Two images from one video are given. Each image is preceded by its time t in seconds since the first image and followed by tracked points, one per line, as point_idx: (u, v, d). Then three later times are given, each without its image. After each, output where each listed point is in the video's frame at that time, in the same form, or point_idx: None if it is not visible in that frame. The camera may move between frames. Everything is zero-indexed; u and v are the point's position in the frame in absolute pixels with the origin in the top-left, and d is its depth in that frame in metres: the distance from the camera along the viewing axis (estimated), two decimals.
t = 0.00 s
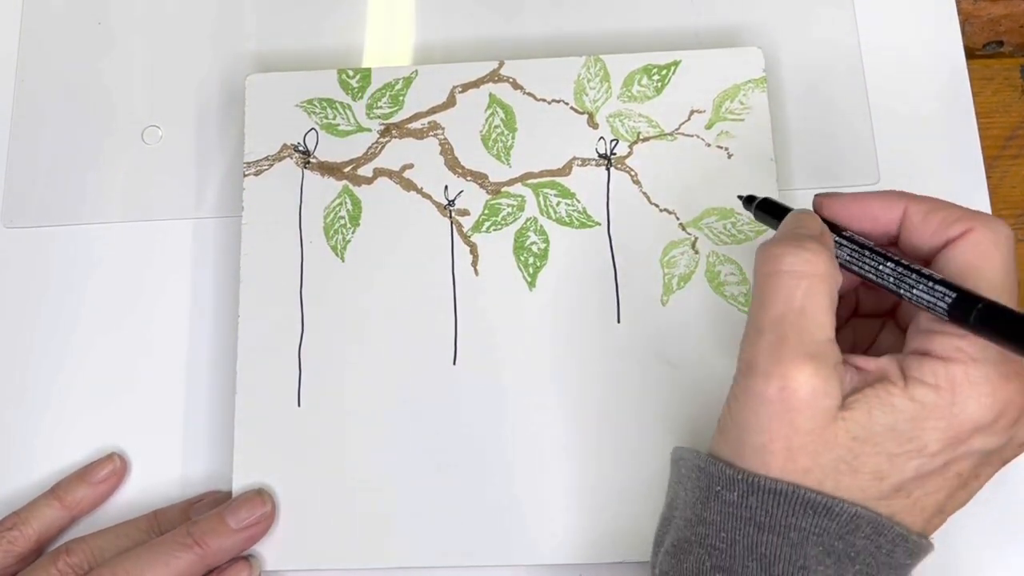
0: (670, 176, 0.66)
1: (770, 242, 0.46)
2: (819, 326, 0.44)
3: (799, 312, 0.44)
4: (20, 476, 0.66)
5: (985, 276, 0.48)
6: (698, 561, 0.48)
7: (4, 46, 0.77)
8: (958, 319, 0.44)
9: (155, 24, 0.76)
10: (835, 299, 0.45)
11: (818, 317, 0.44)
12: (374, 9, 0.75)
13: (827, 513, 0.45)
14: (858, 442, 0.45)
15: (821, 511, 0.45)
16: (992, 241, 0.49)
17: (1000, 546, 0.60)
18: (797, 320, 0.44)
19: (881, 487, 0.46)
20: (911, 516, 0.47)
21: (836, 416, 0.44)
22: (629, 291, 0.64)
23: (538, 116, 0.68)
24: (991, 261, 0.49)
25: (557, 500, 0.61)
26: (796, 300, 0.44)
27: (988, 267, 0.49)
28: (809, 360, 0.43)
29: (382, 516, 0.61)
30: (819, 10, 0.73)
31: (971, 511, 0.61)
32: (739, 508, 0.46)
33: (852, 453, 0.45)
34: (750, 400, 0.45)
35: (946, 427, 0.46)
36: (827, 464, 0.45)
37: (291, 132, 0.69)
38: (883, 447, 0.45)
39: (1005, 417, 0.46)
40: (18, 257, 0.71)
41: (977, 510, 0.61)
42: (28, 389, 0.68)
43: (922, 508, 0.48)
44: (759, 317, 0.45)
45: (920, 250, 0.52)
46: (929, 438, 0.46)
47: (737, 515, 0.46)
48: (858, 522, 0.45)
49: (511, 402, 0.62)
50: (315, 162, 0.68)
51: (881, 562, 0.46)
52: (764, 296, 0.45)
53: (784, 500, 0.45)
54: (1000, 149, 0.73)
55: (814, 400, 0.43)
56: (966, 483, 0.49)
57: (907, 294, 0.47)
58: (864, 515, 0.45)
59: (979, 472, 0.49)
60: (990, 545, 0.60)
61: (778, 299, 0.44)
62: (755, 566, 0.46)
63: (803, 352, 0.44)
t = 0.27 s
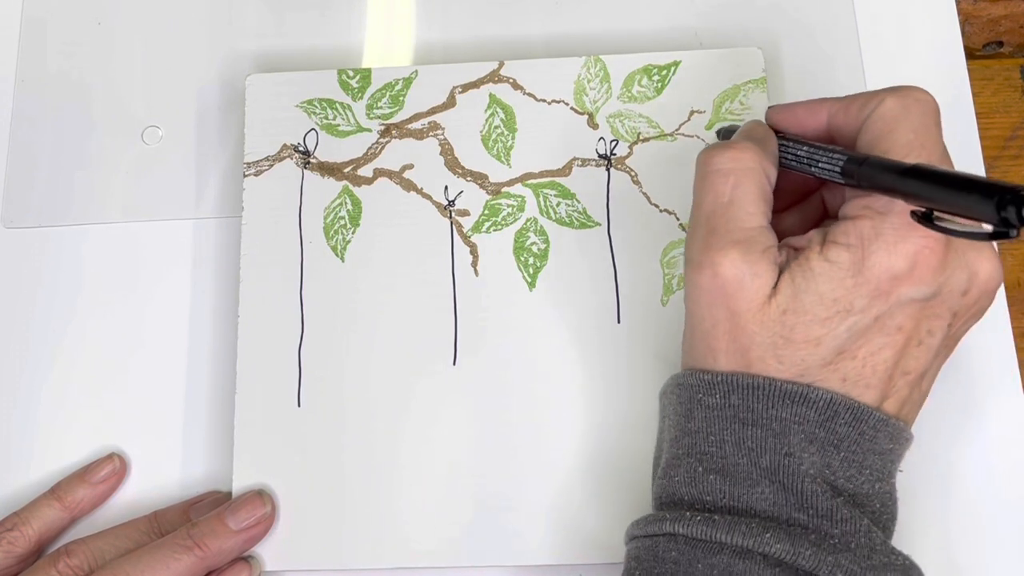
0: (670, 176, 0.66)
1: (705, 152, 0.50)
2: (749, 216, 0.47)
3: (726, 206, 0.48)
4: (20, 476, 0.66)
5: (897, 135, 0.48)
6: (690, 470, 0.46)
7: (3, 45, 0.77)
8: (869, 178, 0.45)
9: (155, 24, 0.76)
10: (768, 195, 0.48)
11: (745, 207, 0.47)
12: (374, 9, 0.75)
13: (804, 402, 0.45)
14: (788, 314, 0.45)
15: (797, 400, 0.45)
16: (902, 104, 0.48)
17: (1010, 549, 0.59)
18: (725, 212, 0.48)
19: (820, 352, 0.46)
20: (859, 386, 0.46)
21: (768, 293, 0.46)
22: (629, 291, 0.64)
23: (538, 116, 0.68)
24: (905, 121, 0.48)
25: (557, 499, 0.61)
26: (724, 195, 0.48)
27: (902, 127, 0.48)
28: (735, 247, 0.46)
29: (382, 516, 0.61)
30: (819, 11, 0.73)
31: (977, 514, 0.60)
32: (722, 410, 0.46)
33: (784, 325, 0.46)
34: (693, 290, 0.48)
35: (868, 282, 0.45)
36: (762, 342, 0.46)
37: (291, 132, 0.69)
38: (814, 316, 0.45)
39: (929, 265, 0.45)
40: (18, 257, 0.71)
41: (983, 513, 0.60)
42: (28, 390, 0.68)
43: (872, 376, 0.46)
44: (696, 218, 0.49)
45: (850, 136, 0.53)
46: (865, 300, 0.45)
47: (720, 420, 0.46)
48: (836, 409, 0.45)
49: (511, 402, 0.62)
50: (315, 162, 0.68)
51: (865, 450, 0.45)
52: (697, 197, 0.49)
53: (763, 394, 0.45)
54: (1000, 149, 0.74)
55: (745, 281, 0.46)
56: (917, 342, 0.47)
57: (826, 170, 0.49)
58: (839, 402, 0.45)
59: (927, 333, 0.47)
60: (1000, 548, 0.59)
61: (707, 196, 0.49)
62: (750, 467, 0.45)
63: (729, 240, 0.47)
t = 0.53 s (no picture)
0: (670, 176, 0.66)
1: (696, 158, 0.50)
2: (739, 224, 0.47)
3: (717, 215, 0.48)
4: (20, 476, 0.66)
5: (885, 142, 0.48)
6: (688, 475, 0.46)
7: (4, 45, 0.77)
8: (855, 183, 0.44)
9: (155, 24, 0.76)
10: (758, 203, 0.48)
11: (736, 216, 0.47)
12: (374, 9, 0.75)
13: (801, 408, 0.45)
14: (777, 323, 0.45)
15: (794, 406, 0.45)
16: (892, 110, 0.48)
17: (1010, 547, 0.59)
18: (717, 222, 0.48)
19: (809, 360, 0.45)
20: (851, 391, 0.46)
21: (758, 303, 0.46)
22: (629, 291, 0.64)
23: (538, 116, 0.68)
24: (894, 127, 0.48)
25: (557, 499, 0.61)
26: (714, 204, 0.48)
27: (890, 133, 0.48)
28: (727, 256, 0.46)
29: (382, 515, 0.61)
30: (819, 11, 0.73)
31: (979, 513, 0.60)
32: (721, 417, 0.46)
33: (773, 333, 0.46)
34: (686, 299, 0.48)
35: (854, 290, 0.45)
36: (754, 350, 0.46)
37: (291, 132, 0.69)
38: (803, 324, 0.45)
39: (916, 270, 0.44)
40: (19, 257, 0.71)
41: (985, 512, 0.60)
42: (28, 389, 0.68)
43: (864, 382, 0.46)
44: (687, 226, 0.49)
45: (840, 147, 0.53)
46: (855, 307, 0.45)
47: (718, 426, 0.46)
48: (833, 415, 0.45)
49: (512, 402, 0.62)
50: (315, 162, 0.68)
51: (862, 455, 0.45)
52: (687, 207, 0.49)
53: (761, 400, 0.45)
54: (1000, 149, 0.74)
55: (737, 290, 0.46)
56: (907, 346, 0.47)
57: (811, 175, 0.49)
58: (837, 408, 0.45)
59: (917, 337, 0.47)
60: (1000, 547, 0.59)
61: (698, 205, 0.49)
62: (747, 474, 0.45)
63: (722, 249, 0.47)
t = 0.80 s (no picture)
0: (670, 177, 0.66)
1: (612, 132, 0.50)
2: (658, 196, 0.47)
3: (637, 187, 0.47)
4: (20, 476, 0.66)
5: (803, 104, 0.48)
6: (626, 462, 0.46)
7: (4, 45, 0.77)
8: (775, 148, 0.43)
9: (155, 24, 0.76)
10: (678, 174, 0.48)
11: (653, 189, 0.47)
12: (374, 9, 0.75)
13: (733, 385, 0.44)
14: (704, 296, 0.45)
15: (725, 384, 0.44)
16: (809, 71, 0.48)
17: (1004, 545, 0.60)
18: (635, 195, 0.47)
19: (742, 331, 0.45)
20: (781, 360, 0.46)
21: (684, 276, 0.45)
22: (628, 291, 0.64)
23: (538, 116, 0.68)
24: (814, 87, 0.48)
25: (556, 499, 0.61)
26: (632, 178, 0.48)
27: (808, 95, 0.48)
28: (650, 230, 0.45)
29: (382, 515, 0.61)
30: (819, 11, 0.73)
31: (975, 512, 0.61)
32: (651, 400, 0.45)
33: (701, 308, 0.45)
34: (610, 278, 0.47)
35: (777, 257, 0.44)
36: (682, 325, 0.45)
37: (291, 132, 0.69)
38: (728, 295, 0.45)
39: (838, 233, 0.45)
40: (18, 256, 0.71)
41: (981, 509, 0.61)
42: (28, 389, 0.68)
43: (793, 349, 0.46)
44: (606, 201, 0.49)
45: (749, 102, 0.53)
46: (779, 274, 0.45)
47: (649, 409, 0.45)
48: (766, 390, 0.44)
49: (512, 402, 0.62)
50: (315, 162, 0.68)
51: (798, 428, 0.44)
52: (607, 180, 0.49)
53: (693, 379, 0.45)
54: (1000, 149, 0.74)
55: (660, 265, 0.45)
56: (833, 311, 0.47)
57: (730, 137, 0.48)
58: (769, 382, 0.44)
59: (842, 301, 0.47)
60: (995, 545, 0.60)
61: (618, 181, 0.48)
62: (684, 457, 0.44)
63: (643, 222, 0.46)
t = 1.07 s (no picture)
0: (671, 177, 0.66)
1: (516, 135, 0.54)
2: (559, 189, 0.51)
3: (539, 185, 0.51)
4: (20, 477, 0.66)
5: (686, 91, 0.51)
6: (557, 453, 0.48)
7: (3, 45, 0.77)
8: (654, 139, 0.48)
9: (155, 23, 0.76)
10: (578, 167, 0.52)
11: (557, 181, 0.51)
12: (374, 8, 0.75)
13: (651, 371, 0.46)
14: (609, 282, 0.48)
15: (643, 369, 0.46)
16: (688, 60, 0.52)
17: (1006, 545, 0.60)
18: (539, 194, 0.51)
19: (646, 314, 0.48)
20: (692, 339, 0.48)
21: (589, 263, 0.49)
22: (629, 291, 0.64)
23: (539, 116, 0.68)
24: (694, 74, 0.51)
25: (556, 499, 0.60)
26: (537, 176, 0.51)
27: (689, 81, 0.51)
28: (555, 223, 0.49)
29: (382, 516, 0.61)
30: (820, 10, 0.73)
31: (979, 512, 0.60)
32: (575, 391, 0.47)
33: (608, 293, 0.48)
34: (524, 272, 0.51)
35: (675, 240, 0.47)
36: (592, 312, 0.48)
37: (290, 132, 0.69)
38: (633, 280, 0.48)
39: (730, 213, 0.47)
40: (18, 257, 0.71)
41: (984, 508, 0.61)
42: (27, 389, 0.68)
43: (702, 328, 0.49)
44: (516, 201, 0.52)
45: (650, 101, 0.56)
46: (678, 257, 0.48)
47: (575, 399, 0.47)
48: (683, 374, 0.47)
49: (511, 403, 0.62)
50: (315, 162, 0.68)
51: (717, 411, 0.47)
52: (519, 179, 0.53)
53: (612, 367, 0.47)
54: (1001, 148, 0.73)
55: (566, 253, 0.49)
56: (738, 287, 0.50)
57: (620, 133, 0.52)
58: (685, 367, 0.47)
59: (746, 277, 0.50)
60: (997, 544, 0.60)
61: (523, 180, 0.52)
62: (612, 443, 0.46)
63: (547, 217, 0.50)
